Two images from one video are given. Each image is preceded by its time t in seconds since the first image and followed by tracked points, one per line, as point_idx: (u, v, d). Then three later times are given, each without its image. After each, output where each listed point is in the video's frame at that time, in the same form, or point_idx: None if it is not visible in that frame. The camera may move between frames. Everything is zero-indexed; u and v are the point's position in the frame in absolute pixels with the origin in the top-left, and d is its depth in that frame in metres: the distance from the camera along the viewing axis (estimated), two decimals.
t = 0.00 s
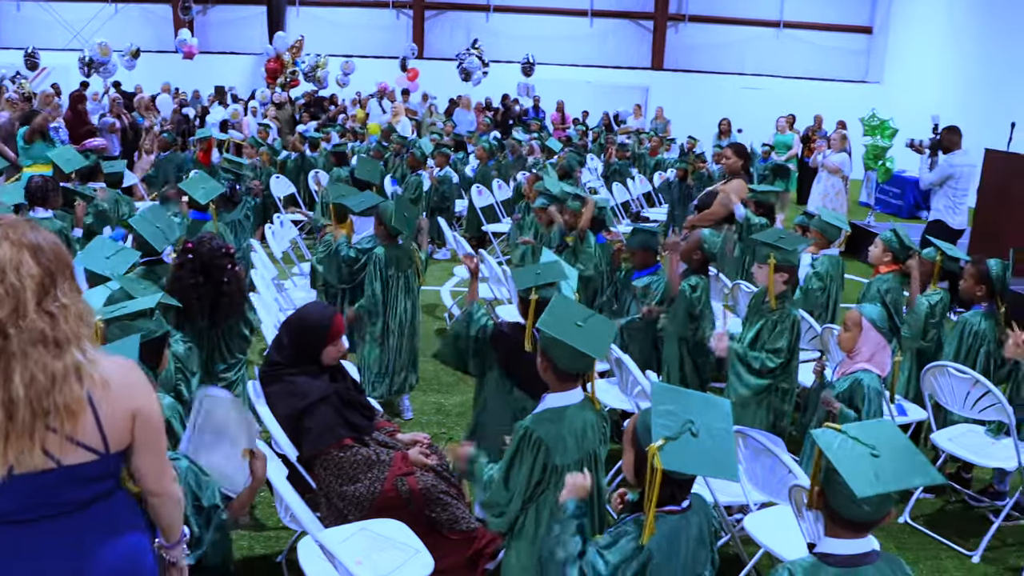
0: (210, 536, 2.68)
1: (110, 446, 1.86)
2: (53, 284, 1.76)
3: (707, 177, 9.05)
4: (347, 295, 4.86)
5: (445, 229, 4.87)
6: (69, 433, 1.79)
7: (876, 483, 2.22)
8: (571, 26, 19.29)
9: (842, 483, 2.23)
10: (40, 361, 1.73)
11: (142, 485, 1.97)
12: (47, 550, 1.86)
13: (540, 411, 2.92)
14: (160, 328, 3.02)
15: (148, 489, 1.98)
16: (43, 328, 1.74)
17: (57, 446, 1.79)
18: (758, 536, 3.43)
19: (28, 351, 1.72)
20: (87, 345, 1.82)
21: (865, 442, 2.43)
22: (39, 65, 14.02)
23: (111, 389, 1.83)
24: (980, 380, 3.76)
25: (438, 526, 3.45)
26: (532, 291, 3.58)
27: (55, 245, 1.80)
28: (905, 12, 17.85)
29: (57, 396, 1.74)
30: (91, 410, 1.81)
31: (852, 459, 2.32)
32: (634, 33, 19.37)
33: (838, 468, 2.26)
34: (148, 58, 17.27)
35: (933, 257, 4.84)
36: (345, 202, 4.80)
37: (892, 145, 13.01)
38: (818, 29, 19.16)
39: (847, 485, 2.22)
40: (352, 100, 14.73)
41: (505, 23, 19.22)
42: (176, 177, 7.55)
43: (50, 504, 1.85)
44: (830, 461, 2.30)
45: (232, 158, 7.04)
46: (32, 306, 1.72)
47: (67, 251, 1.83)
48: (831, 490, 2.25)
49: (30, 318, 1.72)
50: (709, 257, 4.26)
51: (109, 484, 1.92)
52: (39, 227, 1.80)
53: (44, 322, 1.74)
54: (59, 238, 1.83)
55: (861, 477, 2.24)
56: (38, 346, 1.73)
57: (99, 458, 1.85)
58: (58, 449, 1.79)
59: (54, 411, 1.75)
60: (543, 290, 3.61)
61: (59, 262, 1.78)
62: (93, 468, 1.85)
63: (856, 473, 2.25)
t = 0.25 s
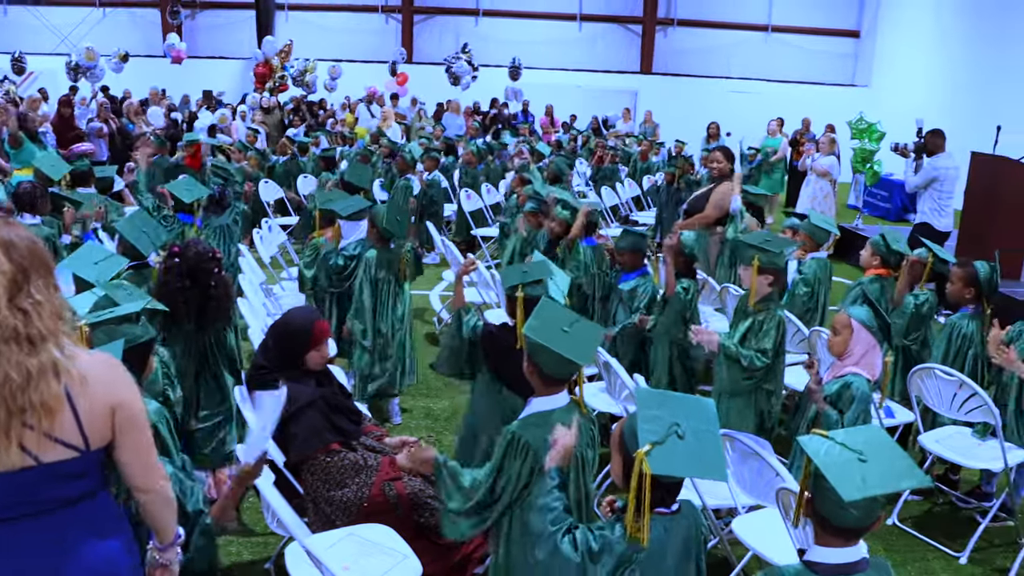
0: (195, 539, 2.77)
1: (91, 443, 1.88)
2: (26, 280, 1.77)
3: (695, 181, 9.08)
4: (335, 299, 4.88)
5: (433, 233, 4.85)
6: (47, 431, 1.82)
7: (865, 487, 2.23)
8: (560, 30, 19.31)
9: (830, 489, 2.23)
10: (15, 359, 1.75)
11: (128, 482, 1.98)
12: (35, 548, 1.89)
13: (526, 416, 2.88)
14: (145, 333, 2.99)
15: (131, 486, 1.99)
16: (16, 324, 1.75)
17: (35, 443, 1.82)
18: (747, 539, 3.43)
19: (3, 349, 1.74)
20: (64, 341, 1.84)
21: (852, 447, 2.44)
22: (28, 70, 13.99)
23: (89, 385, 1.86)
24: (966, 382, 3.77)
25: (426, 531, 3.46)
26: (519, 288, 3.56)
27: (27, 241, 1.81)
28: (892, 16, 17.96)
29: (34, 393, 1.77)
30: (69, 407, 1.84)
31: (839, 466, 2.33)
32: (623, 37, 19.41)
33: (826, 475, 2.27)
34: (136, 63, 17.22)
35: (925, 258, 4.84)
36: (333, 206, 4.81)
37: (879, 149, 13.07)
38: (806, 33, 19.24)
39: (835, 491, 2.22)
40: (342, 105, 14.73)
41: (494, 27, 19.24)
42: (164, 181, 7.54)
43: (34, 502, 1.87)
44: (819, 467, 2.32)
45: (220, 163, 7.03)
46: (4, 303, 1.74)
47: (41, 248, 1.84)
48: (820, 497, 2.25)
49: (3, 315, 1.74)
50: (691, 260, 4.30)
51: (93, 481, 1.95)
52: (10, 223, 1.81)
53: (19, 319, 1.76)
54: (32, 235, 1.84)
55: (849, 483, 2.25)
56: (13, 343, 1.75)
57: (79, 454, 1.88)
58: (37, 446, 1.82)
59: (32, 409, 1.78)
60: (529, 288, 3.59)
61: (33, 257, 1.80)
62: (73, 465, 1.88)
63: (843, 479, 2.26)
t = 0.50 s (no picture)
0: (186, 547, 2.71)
1: (96, 459, 1.87)
2: (29, 293, 1.75)
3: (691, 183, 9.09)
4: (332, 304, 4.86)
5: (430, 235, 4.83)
6: (53, 447, 1.80)
7: (867, 490, 2.21)
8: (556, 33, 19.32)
9: (832, 492, 2.23)
10: (22, 373, 1.73)
11: (129, 497, 1.97)
12: (38, 564, 1.88)
13: (522, 420, 2.88)
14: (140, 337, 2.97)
15: (133, 502, 1.99)
16: (21, 338, 1.73)
17: (41, 460, 1.80)
18: (745, 542, 3.42)
19: (9, 363, 1.72)
20: (68, 355, 1.82)
21: (853, 451, 2.44)
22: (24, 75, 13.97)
23: (94, 400, 1.85)
24: (963, 383, 3.77)
25: (423, 535, 3.46)
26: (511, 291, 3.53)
27: (27, 254, 1.78)
28: (887, 17, 17.99)
29: (40, 408, 1.75)
30: (75, 423, 1.82)
31: (841, 469, 2.32)
32: (619, 39, 19.41)
33: (828, 478, 2.26)
34: (132, 67, 17.21)
35: (924, 262, 4.84)
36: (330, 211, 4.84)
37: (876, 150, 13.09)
38: (802, 34, 19.27)
39: (838, 494, 2.22)
40: (338, 108, 14.73)
41: (490, 30, 19.26)
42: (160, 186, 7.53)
43: (39, 520, 1.85)
44: (820, 470, 2.31)
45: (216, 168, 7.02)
46: (9, 315, 1.71)
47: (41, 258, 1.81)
48: (824, 501, 2.25)
49: (8, 328, 1.71)
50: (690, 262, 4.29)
51: (97, 497, 1.94)
52: (10, 236, 1.78)
53: (24, 333, 1.73)
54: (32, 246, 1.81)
55: (851, 485, 2.24)
56: (19, 357, 1.73)
57: (84, 471, 1.87)
58: (42, 463, 1.80)
59: (39, 425, 1.76)
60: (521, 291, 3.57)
61: (34, 270, 1.77)
62: (78, 482, 1.87)
63: (845, 481, 2.26)
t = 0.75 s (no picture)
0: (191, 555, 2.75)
1: (108, 469, 1.87)
2: (45, 301, 1.73)
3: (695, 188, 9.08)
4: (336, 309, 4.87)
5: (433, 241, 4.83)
6: (66, 457, 1.80)
7: (869, 495, 2.22)
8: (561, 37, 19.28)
9: (834, 496, 2.23)
10: (39, 382, 1.72)
11: (135, 507, 1.97)
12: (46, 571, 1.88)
13: (524, 427, 2.92)
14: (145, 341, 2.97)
15: (139, 512, 1.99)
16: (38, 347, 1.71)
17: (56, 471, 1.80)
18: (750, 548, 3.42)
19: (25, 372, 1.70)
20: (83, 364, 1.81)
21: (856, 455, 2.44)
22: (29, 79, 13.98)
23: (107, 411, 1.84)
24: (969, 389, 3.77)
25: (427, 540, 3.46)
26: (514, 298, 3.55)
27: (41, 262, 1.76)
28: (892, 21, 17.96)
29: (57, 417, 1.74)
30: (88, 433, 1.82)
31: (843, 474, 2.33)
32: (623, 44, 19.36)
33: (829, 483, 2.26)
34: (137, 71, 17.23)
35: (930, 268, 4.91)
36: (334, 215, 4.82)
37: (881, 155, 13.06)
38: (807, 38, 19.20)
39: (840, 499, 2.22)
40: (343, 112, 14.73)
41: (494, 34, 19.23)
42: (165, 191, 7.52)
43: (50, 528, 1.85)
44: (823, 475, 2.31)
45: (219, 172, 7.01)
46: (25, 324, 1.69)
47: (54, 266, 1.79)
48: (824, 505, 2.26)
49: (25, 336, 1.69)
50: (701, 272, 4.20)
51: (106, 506, 1.93)
52: (24, 244, 1.76)
53: (40, 341, 1.71)
54: (44, 256, 1.79)
55: (853, 490, 2.24)
56: (36, 366, 1.71)
57: (96, 481, 1.86)
58: (54, 473, 1.80)
59: (55, 434, 1.76)
60: (525, 299, 3.60)
61: (48, 278, 1.75)
62: (89, 491, 1.87)
63: (848, 486, 2.26)
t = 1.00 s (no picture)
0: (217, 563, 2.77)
1: (138, 467, 1.86)
2: (80, 300, 1.76)
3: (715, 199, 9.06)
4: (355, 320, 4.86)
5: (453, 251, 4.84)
6: (99, 454, 1.79)
7: (889, 508, 2.18)
8: (580, 48, 19.35)
9: (855, 511, 2.19)
10: (76, 378, 1.73)
11: (160, 505, 1.96)
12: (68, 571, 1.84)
13: (544, 440, 2.93)
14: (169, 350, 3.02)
15: (164, 511, 1.97)
16: (75, 345, 1.73)
17: (89, 469, 1.79)
18: (772, 562, 3.39)
19: (62, 370, 1.72)
20: (116, 363, 1.83)
21: (874, 467, 2.38)
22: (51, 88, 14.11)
23: (140, 408, 1.85)
24: (995, 403, 3.74)
25: (449, 552, 3.45)
26: (547, 310, 3.58)
27: (74, 263, 1.79)
28: (911, 32, 17.93)
29: (92, 413, 1.75)
30: (120, 430, 1.82)
31: (862, 485, 2.27)
32: (642, 54, 19.41)
33: (850, 496, 2.22)
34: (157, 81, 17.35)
35: (951, 281, 4.87)
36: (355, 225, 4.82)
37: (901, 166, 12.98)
38: (826, 48, 19.16)
39: (860, 512, 2.18)
40: (361, 122, 14.80)
41: (513, 45, 19.29)
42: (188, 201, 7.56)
43: (77, 525, 1.83)
44: (842, 487, 2.27)
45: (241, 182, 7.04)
46: (63, 323, 1.71)
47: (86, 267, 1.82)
48: (845, 519, 2.22)
49: (62, 334, 1.71)
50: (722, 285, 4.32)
51: (132, 504, 1.92)
52: (57, 246, 1.79)
53: (76, 338, 1.74)
54: (79, 257, 1.82)
55: (873, 503, 2.20)
56: (73, 363, 1.73)
57: (126, 480, 1.85)
58: (88, 470, 1.79)
59: (89, 431, 1.76)
60: (557, 309, 3.61)
61: (81, 279, 1.77)
62: (119, 489, 1.85)
63: (868, 499, 2.21)
